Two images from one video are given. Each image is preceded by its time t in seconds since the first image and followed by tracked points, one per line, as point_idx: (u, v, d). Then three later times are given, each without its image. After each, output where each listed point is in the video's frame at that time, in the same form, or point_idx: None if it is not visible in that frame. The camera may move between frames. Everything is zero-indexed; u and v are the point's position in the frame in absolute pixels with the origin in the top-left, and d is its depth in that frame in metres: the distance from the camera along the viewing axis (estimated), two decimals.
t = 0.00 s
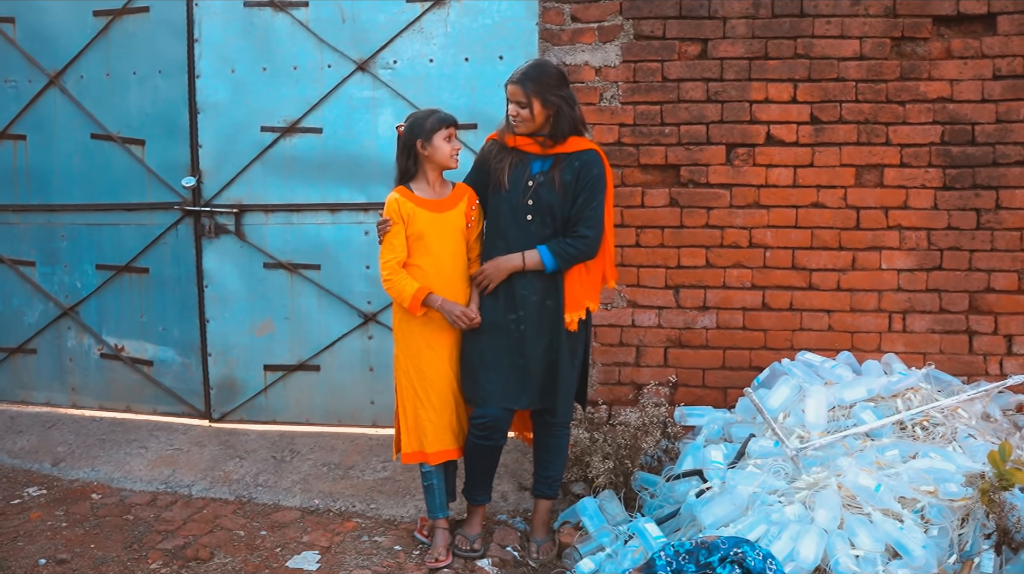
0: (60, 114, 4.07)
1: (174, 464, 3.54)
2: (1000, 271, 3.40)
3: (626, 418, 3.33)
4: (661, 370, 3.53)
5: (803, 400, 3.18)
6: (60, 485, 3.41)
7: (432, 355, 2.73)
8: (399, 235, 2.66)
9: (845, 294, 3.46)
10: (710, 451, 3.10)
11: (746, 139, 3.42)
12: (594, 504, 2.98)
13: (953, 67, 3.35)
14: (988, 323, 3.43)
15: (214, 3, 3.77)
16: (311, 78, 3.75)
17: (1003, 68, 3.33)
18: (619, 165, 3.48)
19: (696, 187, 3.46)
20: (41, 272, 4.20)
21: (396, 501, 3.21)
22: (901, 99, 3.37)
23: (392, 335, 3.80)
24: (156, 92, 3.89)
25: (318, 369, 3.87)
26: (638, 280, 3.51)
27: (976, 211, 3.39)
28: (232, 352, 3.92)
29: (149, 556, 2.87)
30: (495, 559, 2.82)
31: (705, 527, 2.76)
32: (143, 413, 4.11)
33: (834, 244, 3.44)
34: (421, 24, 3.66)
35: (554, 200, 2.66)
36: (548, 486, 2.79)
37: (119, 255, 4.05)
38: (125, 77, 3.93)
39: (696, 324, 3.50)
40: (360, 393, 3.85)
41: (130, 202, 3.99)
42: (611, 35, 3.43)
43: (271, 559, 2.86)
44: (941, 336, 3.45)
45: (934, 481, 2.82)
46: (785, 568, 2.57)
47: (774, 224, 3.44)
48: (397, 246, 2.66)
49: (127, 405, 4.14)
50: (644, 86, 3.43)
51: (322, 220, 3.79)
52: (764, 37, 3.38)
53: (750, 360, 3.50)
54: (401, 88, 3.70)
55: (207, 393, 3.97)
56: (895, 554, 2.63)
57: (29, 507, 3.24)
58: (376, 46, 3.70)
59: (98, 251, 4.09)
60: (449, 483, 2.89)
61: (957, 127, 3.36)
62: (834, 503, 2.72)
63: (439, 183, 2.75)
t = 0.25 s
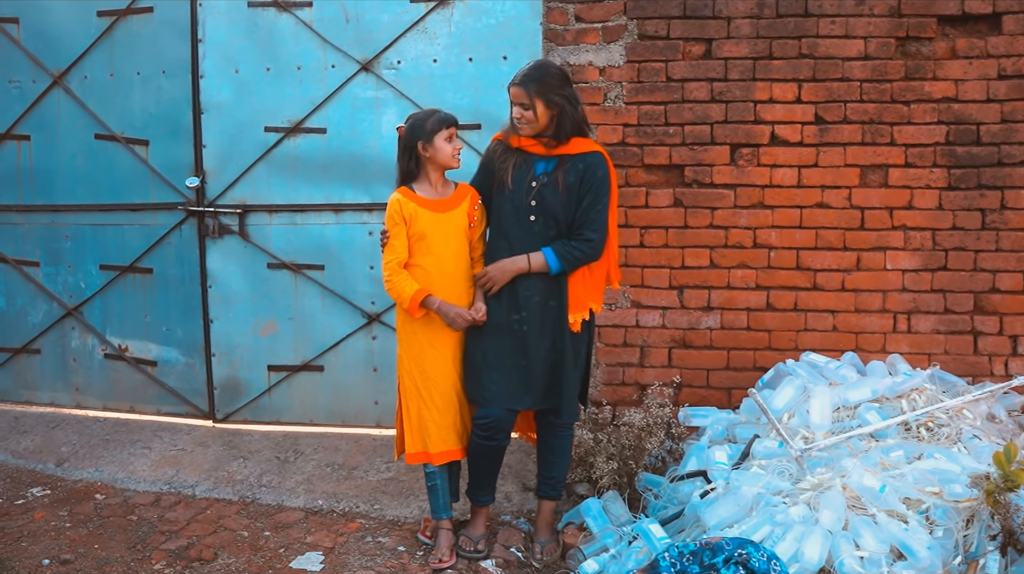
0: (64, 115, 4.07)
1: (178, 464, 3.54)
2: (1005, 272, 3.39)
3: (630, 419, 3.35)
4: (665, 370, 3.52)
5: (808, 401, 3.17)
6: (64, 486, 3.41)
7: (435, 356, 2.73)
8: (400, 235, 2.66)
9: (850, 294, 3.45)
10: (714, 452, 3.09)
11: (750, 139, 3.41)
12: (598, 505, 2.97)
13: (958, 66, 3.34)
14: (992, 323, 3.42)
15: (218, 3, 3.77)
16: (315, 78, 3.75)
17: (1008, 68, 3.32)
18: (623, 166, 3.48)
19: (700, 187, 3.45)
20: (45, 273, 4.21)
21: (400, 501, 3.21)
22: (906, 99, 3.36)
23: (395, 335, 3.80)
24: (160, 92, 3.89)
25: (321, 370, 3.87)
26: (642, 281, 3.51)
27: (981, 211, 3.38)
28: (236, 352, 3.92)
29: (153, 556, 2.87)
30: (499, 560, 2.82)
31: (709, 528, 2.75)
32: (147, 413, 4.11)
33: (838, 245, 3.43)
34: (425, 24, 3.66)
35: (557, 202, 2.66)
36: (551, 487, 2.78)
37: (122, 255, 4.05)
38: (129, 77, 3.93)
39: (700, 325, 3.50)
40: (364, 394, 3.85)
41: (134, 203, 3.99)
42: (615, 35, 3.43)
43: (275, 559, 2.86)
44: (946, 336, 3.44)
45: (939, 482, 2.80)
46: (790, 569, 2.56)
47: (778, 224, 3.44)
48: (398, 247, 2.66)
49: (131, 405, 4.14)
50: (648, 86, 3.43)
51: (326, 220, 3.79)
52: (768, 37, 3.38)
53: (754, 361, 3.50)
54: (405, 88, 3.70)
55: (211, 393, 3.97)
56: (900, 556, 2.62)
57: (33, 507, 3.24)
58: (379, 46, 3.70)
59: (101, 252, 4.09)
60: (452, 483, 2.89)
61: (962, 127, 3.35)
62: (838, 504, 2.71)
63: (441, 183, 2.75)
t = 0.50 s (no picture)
0: (67, 115, 4.08)
1: (181, 465, 3.54)
2: (1009, 272, 3.38)
3: (633, 420, 3.36)
4: (668, 371, 3.52)
5: (811, 401, 3.17)
6: (67, 486, 3.42)
7: (437, 356, 2.72)
8: (400, 235, 2.66)
9: (853, 295, 3.44)
10: (717, 453, 3.08)
11: (754, 140, 3.40)
12: (601, 506, 2.97)
13: (962, 67, 3.33)
14: (997, 324, 3.41)
15: (221, 4, 3.78)
16: (318, 79, 3.75)
17: (1012, 68, 3.31)
18: (626, 166, 3.48)
19: (703, 188, 3.45)
20: (48, 273, 4.21)
21: (403, 502, 3.21)
22: (910, 99, 3.35)
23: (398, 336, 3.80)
24: (163, 93, 3.89)
25: (324, 371, 3.87)
26: (645, 281, 3.50)
27: (985, 211, 3.37)
28: (239, 353, 3.92)
29: (155, 557, 2.87)
30: (502, 561, 2.82)
31: (712, 529, 2.75)
32: (150, 413, 4.12)
33: (842, 245, 3.43)
34: (428, 25, 3.66)
35: (560, 202, 2.65)
36: (554, 488, 2.78)
37: (125, 256, 4.05)
38: (132, 78, 3.94)
39: (703, 325, 3.49)
40: (366, 394, 3.85)
41: (137, 203, 4.00)
42: (618, 36, 3.42)
43: (277, 560, 2.86)
44: (949, 337, 3.43)
45: (942, 483, 2.80)
46: (793, 570, 2.56)
47: (782, 225, 3.43)
48: (398, 247, 2.66)
49: (134, 406, 4.14)
50: (651, 86, 3.42)
51: (329, 221, 3.79)
52: (772, 38, 3.37)
53: (757, 361, 3.49)
54: (408, 89, 3.70)
55: (214, 394, 3.97)
56: (903, 557, 2.62)
57: (36, 508, 3.24)
58: (382, 47, 3.70)
59: (104, 252, 4.09)
60: (455, 484, 2.88)
61: (966, 127, 3.34)
62: (842, 505, 2.70)
63: (442, 184, 2.75)
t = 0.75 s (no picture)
0: (70, 117, 4.09)
1: (182, 465, 3.55)
2: (1010, 273, 3.38)
3: (634, 420, 3.36)
4: (669, 372, 3.52)
5: (811, 402, 3.17)
6: (69, 487, 3.43)
7: (438, 357, 2.73)
8: (400, 238, 2.67)
9: (853, 295, 3.44)
10: (717, 453, 3.08)
11: (754, 141, 3.41)
12: (602, 506, 2.98)
13: (962, 68, 3.33)
14: (997, 325, 3.41)
15: (222, 5, 3.79)
16: (319, 80, 3.76)
17: (1012, 68, 3.31)
18: (627, 167, 3.48)
19: (703, 188, 3.45)
20: (50, 274, 4.22)
21: (403, 502, 3.22)
22: (910, 100, 3.36)
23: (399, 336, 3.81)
24: (165, 94, 3.90)
25: (326, 371, 3.87)
26: (646, 282, 3.51)
27: (985, 212, 3.37)
28: (240, 354, 3.93)
29: (156, 557, 2.88)
30: (502, 561, 2.82)
31: (712, 530, 2.75)
32: (152, 414, 4.13)
33: (842, 246, 3.43)
34: (429, 26, 3.66)
35: (562, 204, 2.65)
36: (555, 489, 2.79)
37: (127, 257, 4.06)
38: (134, 79, 3.95)
39: (704, 326, 3.50)
40: (367, 395, 3.86)
41: (138, 205, 4.01)
42: (618, 37, 3.43)
43: (278, 560, 2.87)
44: (950, 338, 3.43)
45: (942, 484, 2.80)
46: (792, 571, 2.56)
47: (782, 225, 3.43)
48: (397, 249, 2.66)
49: (136, 406, 4.15)
50: (651, 87, 3.43)
51: (330, 222, 3.80)
52: (772, 39, 3.37)
53: (758, 362, 3.49)
54: (409, 90, 3.70)
55: (216, 395, 3.98)
56: (903, 558, 2.63)
57: (38, 508, 3.25)
58: (383, 48, 3.71)
59: (106, 253, 4.11)
60: (455, 485, 2.89)
61: (966, 128, 3.35)
62: (841, 505, 2.71)
63: (442, 185, 2.76)
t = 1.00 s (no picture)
0: (71, 118, 4.10)
1: (184, 466, 3.55)
2: (1010, 275, 3.38)
3: (635, 423, 3.41)
4: (670, 374, 3.52)
5: (811, 404, 3.17)
6: (70, 488, 3.44)
7: (439, 359, 2.73)
8: (401, 238, 2.68)
9: (854, 297, 3.44)
10: (717, 456, 3.09)
11: (755, 143, 3.41)
12: (602, 508, 2.98)
13: (963, 70, 3.33)
14: (998, 327, 3.41)
15: (224, 7, 3.79)
16: (320, 82, 3.76)
17: (1013, 71, 3.31)
18: (628, 169, 3.48)
19: (704, 190, 3.45)
20: (52, 276, 4.23)
21: (404, 504, 3.22)
22: (911, 102, 3.36)
23: (400, 338, 3.81)
24: (167, 96, 3.91)
25: (327, 373, 3.88)
26: (647, 284, 3.51)
27: (985, 214, 3.37)
28: (242, 355, 3.94)
29: (157, 559, 2.88)
30: (502, 563, 2.83)
31: (712, 532, 2.75)
32: (154, 415, 4.13)
33: (843, 248, 3.43)
34: (430, 28, 3.67)
35: (566, 205, 2.66)
36: (556, 492, 2.80)
37: (129, 258, 4.07)
38: (136, 81, 3.95)
39: (705, 328, 3.50)
40: (369, 396, 3.86)
41: (140, 206, 4.01)
42: (619, 39, 3.43)
43: (278, 562, 2.87)
44: (950, 340, 3.43)
45: (942, 487, 2.81)
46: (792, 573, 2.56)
47: (782, 227, 3.44)
48: (398, 250, 2.68)
49: (138, 407, 4.16)
50: (652, 89, 3.43)
51: (331, 223, 3.80)
52: (773, 41, 3.38)
53: (759, 364, 3.49)
54: (410, 92, 3.71)
55: (217, 396, 3.99)
56: (903, 560, 2.63)
57: (40, 509, 3.26)
58: (385, 49, 3.71)
59: (108, 255, 4.11)
60: (457, 487, 2.90)
61: (967, 130, 3.35)
62: (841, 508, 2.71)
63: (444, 187, 2.77)
